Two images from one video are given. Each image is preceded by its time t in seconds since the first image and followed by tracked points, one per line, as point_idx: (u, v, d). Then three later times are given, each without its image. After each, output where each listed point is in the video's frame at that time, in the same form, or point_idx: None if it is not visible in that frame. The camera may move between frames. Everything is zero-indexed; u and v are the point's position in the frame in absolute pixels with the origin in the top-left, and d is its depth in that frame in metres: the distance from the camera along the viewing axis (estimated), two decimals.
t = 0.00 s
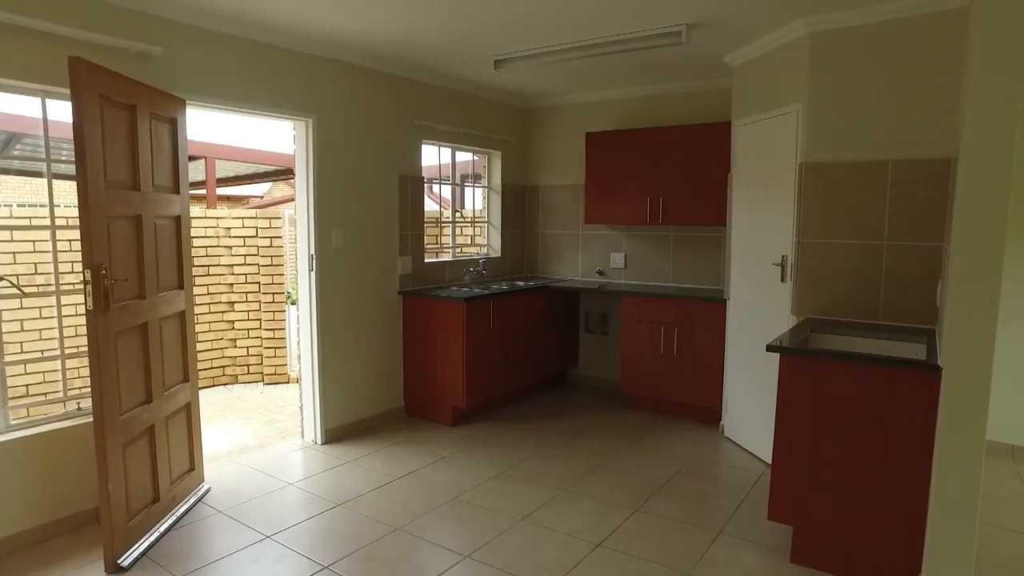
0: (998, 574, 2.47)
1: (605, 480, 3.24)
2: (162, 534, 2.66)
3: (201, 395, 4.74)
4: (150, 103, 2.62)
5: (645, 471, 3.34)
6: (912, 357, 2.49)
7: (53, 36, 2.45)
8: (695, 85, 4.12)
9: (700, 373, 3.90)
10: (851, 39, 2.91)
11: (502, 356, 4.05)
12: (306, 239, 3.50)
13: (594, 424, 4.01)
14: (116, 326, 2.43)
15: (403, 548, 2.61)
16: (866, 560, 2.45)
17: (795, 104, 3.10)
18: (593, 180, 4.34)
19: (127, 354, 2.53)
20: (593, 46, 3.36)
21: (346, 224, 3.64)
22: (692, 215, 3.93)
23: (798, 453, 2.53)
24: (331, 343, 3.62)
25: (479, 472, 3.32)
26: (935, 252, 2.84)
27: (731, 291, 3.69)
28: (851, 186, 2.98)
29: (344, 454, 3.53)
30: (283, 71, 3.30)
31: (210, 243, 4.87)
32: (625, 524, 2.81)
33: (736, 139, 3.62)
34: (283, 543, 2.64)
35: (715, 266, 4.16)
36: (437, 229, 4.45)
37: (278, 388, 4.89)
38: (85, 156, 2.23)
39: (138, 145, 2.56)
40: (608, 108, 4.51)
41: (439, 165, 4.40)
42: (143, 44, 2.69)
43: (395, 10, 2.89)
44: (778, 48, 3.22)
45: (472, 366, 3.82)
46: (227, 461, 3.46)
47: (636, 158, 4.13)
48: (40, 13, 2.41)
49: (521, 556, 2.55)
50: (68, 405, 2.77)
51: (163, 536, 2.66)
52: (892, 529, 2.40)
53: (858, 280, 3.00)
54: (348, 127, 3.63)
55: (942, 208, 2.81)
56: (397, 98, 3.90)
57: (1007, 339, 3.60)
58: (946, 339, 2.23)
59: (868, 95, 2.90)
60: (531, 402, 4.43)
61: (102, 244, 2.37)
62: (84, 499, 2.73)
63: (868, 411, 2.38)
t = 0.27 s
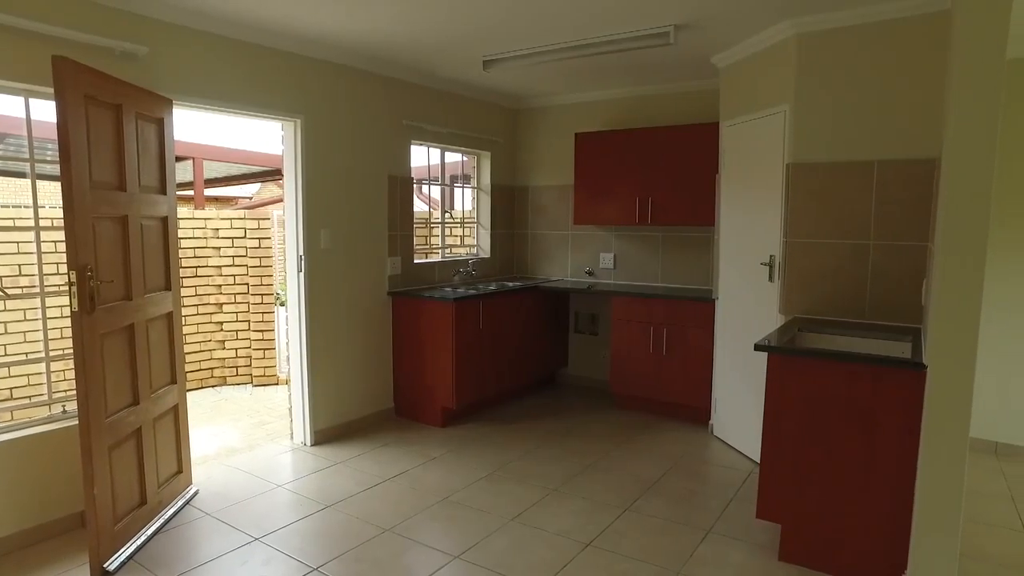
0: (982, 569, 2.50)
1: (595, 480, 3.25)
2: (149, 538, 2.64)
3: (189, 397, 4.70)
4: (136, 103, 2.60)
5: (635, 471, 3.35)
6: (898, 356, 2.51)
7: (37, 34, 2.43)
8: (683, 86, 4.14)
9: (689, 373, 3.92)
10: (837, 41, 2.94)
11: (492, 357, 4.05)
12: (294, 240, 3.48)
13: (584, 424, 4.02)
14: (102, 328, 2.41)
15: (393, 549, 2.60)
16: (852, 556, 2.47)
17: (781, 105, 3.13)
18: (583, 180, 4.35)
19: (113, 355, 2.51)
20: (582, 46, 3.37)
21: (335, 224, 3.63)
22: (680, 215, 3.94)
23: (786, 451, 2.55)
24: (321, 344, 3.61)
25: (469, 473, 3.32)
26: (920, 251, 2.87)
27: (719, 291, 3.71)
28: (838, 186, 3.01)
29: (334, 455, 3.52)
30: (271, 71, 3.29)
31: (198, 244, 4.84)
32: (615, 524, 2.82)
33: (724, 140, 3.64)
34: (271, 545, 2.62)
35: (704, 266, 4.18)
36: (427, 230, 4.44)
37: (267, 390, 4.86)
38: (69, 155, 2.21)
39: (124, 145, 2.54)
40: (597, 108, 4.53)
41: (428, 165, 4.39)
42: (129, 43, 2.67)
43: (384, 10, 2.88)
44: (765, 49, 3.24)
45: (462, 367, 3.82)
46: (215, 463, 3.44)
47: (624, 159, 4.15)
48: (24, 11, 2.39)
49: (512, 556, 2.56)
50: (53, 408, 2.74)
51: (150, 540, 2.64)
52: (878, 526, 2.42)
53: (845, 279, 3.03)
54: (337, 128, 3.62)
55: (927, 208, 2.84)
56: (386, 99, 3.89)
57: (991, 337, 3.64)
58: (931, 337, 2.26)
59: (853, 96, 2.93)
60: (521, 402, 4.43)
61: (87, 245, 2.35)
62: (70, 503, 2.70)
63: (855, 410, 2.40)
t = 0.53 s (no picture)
0: (968, 565, 2.53)
1: (585, 480, 3.25)
2: (137, 541, 2.62)
3: (177, 400, 4.67)
4: (123, 103, 2.58)
5: (625, 471, 3.36)
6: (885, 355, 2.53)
7: (23, 33, 2.40)
8: (672, 87, 4.17)
9: (679, 372, 3.94)
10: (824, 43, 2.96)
11: (483, 357, 4.05)
12: (284, 241, 3.47)
13: (576, 424, 4.02)
14: (89, 330, 2.39)
15: (383, 550, 2.60)
16: (840, 554, 2.48)
17: (770, 105, 3.15)
18: (573, 181, 4.36)
19: (101, 357, 2.49)
20: (573, 47, 3.37)
21: (325, 225, 3.62)
22: (670, 215, 3.96)
23: (775, 450, 2.56)
24: (311, 345, 3.60)
25: (460, 473, 3.32)
26: (906, 251, 2.90)
27: (709, 290, 3.73)
28: (825, 186, 3.03)
29: (324, 457, 3.51)
30: (260, 71, 3.27)
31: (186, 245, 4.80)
32: (606, 523, 2.82)
33: (713, 140, 3.66)
34: (261, 547, 2.61)
35: (693, 266, 4.20)
36: (417, 231, 4.44)
37: (257, 391, 4.83)
38: (55, 155, 2.20)
39: (110, 145, 2.52)
40: (587, 109, 4.54)
41: (418, 166, 4.39)
42: (117, 42, 2.65)
43: (374, 10, 2.88)
44: (753, 50, 3.27)
45: (452, 367, 3.81)
46: (204, 465, 3.42)
47: (614, 160, 4.16)
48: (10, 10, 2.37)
49: (503, 556, 2.56)
50: (39, 411, 2.71)
51: (138, 543, 2.62)
52: (864, 524, 2.44)
53: (833, 279, 3.05)
54: (327, 128, 3.61)
55: (913, 208, 2.87)
56: (376, 99, 3.88)
57: (976, 335, 3.68)
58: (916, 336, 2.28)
59: (840, 97, 2.96)
60: (512, 403, 4.43)
61: (74, 246, 2.33)
62: (55, 507, 2.67)
63: (843, 408, 2.42)
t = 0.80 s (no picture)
0: (955, 561, 2.55)
1: (577, 479, 3.26)
2: (126, 545, 2.60)
3: (167, 402, 4.63)
4: (111, 102, 2.56)
5: (617, 470, 3.37)
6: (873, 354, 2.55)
7: (8, 32, 2.38)
8: (662, 88, 4.19)
9: (670, 372, 3.95)
10: (811, 44, 2.99)
11: (474, 358, 4.05)
12: (274, 241, 3.46)
13: (567, 424, 4.03)
14: (77, 331, 2.37)
15: (376, 551, 2.59)
16: (830, 553, 2.50)
17: (759, 106, 3.17)
18: (564, 181, 4.37)
19: (89, 359, 2.48)
20: (564, 48, 3.38)
21: (315, 225, 3.61)
22: (660, 215, 3.98)
23: (766, 449, 2.58)
24: (301, 346, 3.58)
25: (452, 474, 3.32)
26: (893, 250, 2.93)
27: (699, 290, 3.74)
28: (813, 187, 3.06)
29: (316, 458, 3.49)
30: (250, 72, 3.26)
31: (176, 246, 4.77)
32: (598, 523, 2.83)
33: (703, 141, 3.68)
34: (252, 549, 2.60)
35: (684, 266, 4.22)
36: (408, 231, 4.43)
37: (247, 394, 4.81)
38: (41, 155, 2.18)
39: (98, 145, 2.50)
40: (578, 110, 4.55)
41: (409, 167, 4.38)
42: (104, 41, 2.62)
43: (365, 11, 2.88)
44: (743, 52, 3.29)
45: (444, 368, 3.81)
46: (194, 468, 3.40)
47: (605, 160, 4.17)
48: None
49: (494, 556, 2.56)
50: (26, 414, 2.69)
51: (127, 547, 2.60)
52: (853, 521, 2.46)
53: (821, 278, 3.08)
54: (317, 128, 3.60)
55: (900, 208, 2.90)
56: (367, 100, 3.88)
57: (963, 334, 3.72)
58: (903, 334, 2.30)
59: (829, 98, 2.98)
60: (504, 403, 4.43)
61: (61, 247, 2.31)
62: (43, 511, 2.65)
63: (832, 407, 2.44)
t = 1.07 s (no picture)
0: (940, 557, 2.58)
1: (566, 479, 3.27)
2: (113, 548, 2.58)
3: (155, 404, 4.60)
4: (96, 102, 2.55)
5: (606, 470, 3.38)
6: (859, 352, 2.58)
7: None
8: (650, 89, 4.21)
9: (659, 371, 3.97)
10: (797, 46, 3.02)
11: (464, 358, 4.05)
12: (263, 242, 3.44)
13: (557, 424, 4.04)
14: (62, 332, 2.35)
15: (366, 552, 2.59)
16: (817, 550, 2.52)
17: (746, 107, 3.19)
18: (553, 182, 4.38)
19: (75, 361, 2.46)
20: (553, 49, 3.39)
21: (304, 226, 3.60)
22: (649, 216, 3.99)
23: (753, 448, 2.59)
24: (290, 347, 3.57)
25: (441, 475, 3.32)
26: (878, 250, 2.96)
27: (688, 290, 3.76)
28: (800, 187, 3.08)
29: (305, 460, 3.48)
30: (237, 72, 3.25)
31: (164, 247, 4.74)
32: (587, 522, 2.84)
33: (691, 142, 3.70)
34: (240, 551, 2.58)
35: (672, 266, 4.24)
36: (398, 232, 4.43)
37: (236, 395, 4.78)
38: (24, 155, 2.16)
39: (83, 145, 2.48)
40: (567, 110, 4.56)
41: (399, 167, 4.38)
42: (88, 41, 2.60)
43: (354, 12, 2.88)
44: (730, 53, 3.31)
45: (433, 368, 3.81)
46: (182, 470, 3.38)
47: (594, 161, 4.18)
48: None
49: (483, 556, 2.56)
50: (10, 417, 2.67)
51: (114, 550, 2.58)
52: (840, 519, 2.48)
53: (808, 278, 3.10)
54: (306, 129, 3.58)
55: (884, 208, 2.93)
56: (355, 100, 3.87)
57: (946, 332, 3.76)
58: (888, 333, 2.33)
59: (814, 99, 3.01)
60: (494, 404, 4.44)
61: (45, 248, 2.29)
62: (28, 515, 2.63)
63: (818, 405, 2.46)
